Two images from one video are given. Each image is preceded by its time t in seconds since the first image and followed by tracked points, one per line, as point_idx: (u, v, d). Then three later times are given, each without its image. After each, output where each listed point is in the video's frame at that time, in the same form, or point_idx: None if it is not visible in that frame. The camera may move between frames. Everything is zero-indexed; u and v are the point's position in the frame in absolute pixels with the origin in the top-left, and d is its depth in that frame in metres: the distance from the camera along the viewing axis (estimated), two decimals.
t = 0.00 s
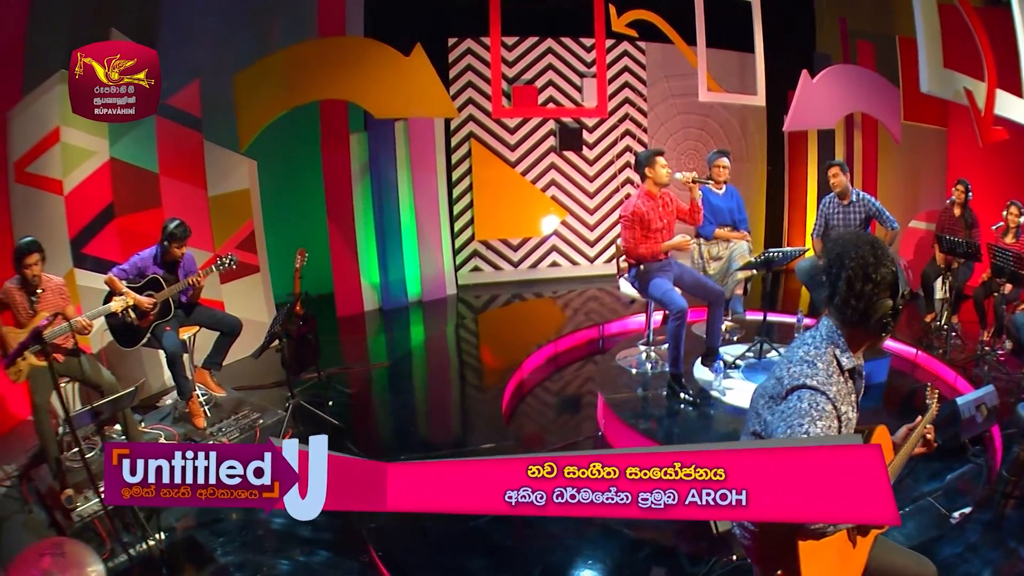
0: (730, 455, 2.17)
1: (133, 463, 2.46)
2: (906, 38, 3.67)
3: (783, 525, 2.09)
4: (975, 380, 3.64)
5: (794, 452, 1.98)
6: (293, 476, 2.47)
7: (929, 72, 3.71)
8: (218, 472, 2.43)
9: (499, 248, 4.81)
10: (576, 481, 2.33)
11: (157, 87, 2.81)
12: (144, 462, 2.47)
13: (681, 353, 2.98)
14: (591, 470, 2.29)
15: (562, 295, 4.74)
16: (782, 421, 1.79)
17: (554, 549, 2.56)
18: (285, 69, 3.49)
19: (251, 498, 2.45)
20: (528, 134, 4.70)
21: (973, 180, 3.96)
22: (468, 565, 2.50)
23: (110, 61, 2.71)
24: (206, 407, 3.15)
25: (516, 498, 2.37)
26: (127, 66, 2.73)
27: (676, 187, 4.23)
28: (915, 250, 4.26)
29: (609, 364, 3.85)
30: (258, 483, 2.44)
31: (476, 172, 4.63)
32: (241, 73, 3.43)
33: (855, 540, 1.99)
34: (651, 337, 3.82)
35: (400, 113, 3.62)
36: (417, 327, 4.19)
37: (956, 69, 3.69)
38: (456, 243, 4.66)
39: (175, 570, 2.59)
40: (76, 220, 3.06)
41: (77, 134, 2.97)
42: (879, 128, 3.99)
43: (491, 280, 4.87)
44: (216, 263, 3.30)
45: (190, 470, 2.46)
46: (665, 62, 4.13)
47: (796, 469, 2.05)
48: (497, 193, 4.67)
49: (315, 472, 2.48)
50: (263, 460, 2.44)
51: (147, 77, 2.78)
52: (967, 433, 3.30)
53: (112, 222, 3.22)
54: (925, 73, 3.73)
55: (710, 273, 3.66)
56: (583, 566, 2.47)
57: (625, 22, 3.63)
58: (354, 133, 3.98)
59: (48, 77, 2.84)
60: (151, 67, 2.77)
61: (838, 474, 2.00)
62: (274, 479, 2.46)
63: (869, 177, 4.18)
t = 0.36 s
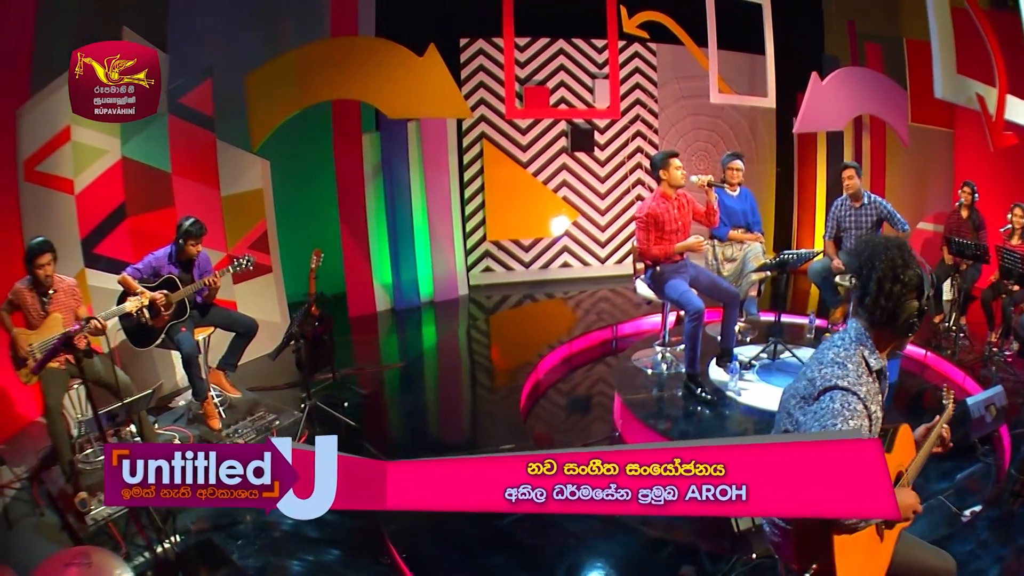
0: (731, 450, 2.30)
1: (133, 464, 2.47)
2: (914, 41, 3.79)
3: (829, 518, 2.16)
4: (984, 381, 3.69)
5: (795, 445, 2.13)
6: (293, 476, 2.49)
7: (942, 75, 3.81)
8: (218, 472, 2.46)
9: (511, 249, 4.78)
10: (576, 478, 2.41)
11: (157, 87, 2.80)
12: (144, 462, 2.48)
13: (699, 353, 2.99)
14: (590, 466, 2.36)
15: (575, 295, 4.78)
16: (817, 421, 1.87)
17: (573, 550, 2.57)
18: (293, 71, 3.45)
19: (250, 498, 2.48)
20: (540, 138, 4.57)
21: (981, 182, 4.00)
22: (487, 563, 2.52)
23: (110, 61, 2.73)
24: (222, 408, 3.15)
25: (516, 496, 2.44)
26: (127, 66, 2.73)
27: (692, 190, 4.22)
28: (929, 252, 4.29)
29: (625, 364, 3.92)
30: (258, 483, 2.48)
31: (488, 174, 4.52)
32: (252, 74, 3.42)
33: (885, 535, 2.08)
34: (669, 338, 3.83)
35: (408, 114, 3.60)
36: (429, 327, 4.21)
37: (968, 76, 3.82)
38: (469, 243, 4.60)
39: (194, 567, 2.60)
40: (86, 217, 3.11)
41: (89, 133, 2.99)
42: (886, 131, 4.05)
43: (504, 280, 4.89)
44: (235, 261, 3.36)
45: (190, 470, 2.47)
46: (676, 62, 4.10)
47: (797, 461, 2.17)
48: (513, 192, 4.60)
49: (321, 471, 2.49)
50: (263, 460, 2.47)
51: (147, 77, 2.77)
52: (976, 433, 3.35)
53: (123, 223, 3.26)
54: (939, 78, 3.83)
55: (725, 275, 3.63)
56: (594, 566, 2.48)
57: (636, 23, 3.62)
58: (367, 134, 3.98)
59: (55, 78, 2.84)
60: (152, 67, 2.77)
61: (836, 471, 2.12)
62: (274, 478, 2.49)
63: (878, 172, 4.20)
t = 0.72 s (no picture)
0: (731, 441, 2.36)
1: (133, 464, 2.45)
2: (921, 43, 3.88)
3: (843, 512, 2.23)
4: (993, 381, 3.73)
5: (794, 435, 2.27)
6: (293, 476, 2.49)
7: (957, 81, 3.89)
8: (218, 472, 2.44)
9: (523, 249, 5.00)
10: (575, 472, 2.46)
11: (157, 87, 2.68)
12: (144, 463, 2.45)
13: (717, 354, 3.03)
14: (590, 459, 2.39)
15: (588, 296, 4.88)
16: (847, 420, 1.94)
17: (594, 550, 2.58)
18: (307, 70, 3.47)
19: (250, 498, 2.46)
20: (551, 138, 4.78)
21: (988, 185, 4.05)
22: (508, 562, 2.54)
23: (111, 62, 2.59)
24: (237, 408, 3.14)
25: (516, 491, 2.47)
26: (127, 67, 2.61)
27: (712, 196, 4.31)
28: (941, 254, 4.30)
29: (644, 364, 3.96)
30: (258, 483, 2.46)
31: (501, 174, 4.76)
32: (266, 72, 3.43)
33: (910, 528, 2.14)
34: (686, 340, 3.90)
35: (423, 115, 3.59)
36: (441, 328, 4.25)
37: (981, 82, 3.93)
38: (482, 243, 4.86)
39: (212, 568, 2.59)
40: (99, 217, 3.10)
41: (100, 132, 2.94)
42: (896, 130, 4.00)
43: (517, 280, 5.05)
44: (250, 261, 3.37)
45: (190, 470, 2.46)
46: (688, 63, 4.24)
47: (796, 452, 2.28)
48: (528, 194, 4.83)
49: (323, 470, 2.51)
50: (263, 460, 2.45)
51: (147, 78, 2.65)
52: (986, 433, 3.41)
53: (136, 222, 3.24)
54: (953, 84, 3.90)
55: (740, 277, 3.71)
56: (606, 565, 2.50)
57: (648, 24, 3.71)
58: (380, 134, 4.12)
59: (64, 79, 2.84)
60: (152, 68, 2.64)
61: (837, 462, 2.20)
62: (274, 478, 2.47)
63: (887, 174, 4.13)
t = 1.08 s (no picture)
0: (730, 441, 2.49)
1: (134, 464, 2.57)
2: (930, 46, 3.87)
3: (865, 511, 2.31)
4: (1002, 382, 3.76)
5: (794, 438, 2.43)
6: (292, 475, 2.61)
7: (973, 88, 3.99)
8: (218, 472, 2.57)
9: (536, 250, 4.68)
10: (576, 472, 2.57)
11: (155, 86, 2.97)
12: (145, 463, 2.58)
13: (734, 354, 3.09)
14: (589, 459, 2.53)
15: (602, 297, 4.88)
16: (882, 422, 1.97)
17: (615, 549, 2.61)
18: (318, 67, 3.44)
19: (250, 498, 2.60)
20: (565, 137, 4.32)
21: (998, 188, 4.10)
22: (530, 561, 2.56)
23: (110, 61, 2.87)
24: (254, 410, 3.18)
25: (516, 491, 2.59)
26: (127, 66, 2.89)
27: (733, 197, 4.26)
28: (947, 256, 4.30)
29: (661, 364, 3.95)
30: (258, 483, 2.59)
31: (515, 174, 4.52)
32: (279, 71, 3.39)
33: (936, 523, 2.24)
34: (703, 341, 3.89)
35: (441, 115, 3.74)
36: (456, 328, 4.22)
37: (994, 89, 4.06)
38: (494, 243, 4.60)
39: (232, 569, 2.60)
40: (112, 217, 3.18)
41: (114, 131, 3.07)
42: (905, 136, 3.94)
43: (529, 280, 4.84)
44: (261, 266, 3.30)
45: (190, 470, 2.57)
46: (700, 65, 4.07)
47: (799, 456, 2.42)
48: (534, 193, 4.60)
49: (320, 469, 2.62)
50: (262, 460, 2.58)
51: (146, 77, 2.95)
52: (995, 431, 3.46)
53: (150, 222, 3.24)
54: (969, 90, 3.98)
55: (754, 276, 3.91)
56: (616, 564, 2.53)
57: (660, 27, 3.71)
58: (395, 133, 3.88)
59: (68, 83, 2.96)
60: (151, 67, 2.94)
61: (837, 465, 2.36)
62: (274, 478, 2.60)
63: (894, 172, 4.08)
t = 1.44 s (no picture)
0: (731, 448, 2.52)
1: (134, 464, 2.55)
2: (939, 49, 3.99)
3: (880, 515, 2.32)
4: (1011, 382, 3.78)
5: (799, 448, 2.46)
6: (292, 476, 2.60)
7: (987, 94, 4.12)
8: (218, 472, 2.56)
9: (550, 250, 4.58)
10: (576, 476, 2.60)
11: (155, 86, 2.98)
12: (144, 463, 2.55)
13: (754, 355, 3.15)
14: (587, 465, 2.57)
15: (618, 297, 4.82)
16: (912, 419, 1.97)
17: (635, 548, 2.62)
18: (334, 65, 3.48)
19: (251, 498, 2.58)
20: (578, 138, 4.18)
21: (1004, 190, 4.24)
22: (552, 560, 2.57)
23: (110, 61, 2.90)
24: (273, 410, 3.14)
25: (516, 494, 2.62)
26: (127, 66, 2.91)
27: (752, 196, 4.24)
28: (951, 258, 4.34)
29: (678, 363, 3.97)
30: (258, 483, 2.57)
31: (528, 175, 4.34)
32: (292, 72, 3.44)
33: (958, 518, 2.22)
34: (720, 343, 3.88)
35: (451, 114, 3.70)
36: (469, 329, 4.45)
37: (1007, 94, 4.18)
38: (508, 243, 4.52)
39: (253, 569, 2.59)
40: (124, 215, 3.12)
41: (130, 129, 3.03)
42: (914, 136, 4.03)
43: (542, 280, 4.76)
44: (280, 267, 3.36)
45: (190, 470, 2.56)
46: (714, 68, 3.94)
47: (800, 461, 2.49)
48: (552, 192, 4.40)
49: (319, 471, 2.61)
50: (263, 460, 2.56)
51: (146, 77, 2.96)
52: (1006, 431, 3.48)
53: (166, 221, 3.24)
54: (983, 96, 4.12)
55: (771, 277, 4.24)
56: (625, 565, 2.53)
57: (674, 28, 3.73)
58: (410, 134, 4.06)
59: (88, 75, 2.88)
60: (151, 67, 2.95)
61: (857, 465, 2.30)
62: (274, 478, 2.58)
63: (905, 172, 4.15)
